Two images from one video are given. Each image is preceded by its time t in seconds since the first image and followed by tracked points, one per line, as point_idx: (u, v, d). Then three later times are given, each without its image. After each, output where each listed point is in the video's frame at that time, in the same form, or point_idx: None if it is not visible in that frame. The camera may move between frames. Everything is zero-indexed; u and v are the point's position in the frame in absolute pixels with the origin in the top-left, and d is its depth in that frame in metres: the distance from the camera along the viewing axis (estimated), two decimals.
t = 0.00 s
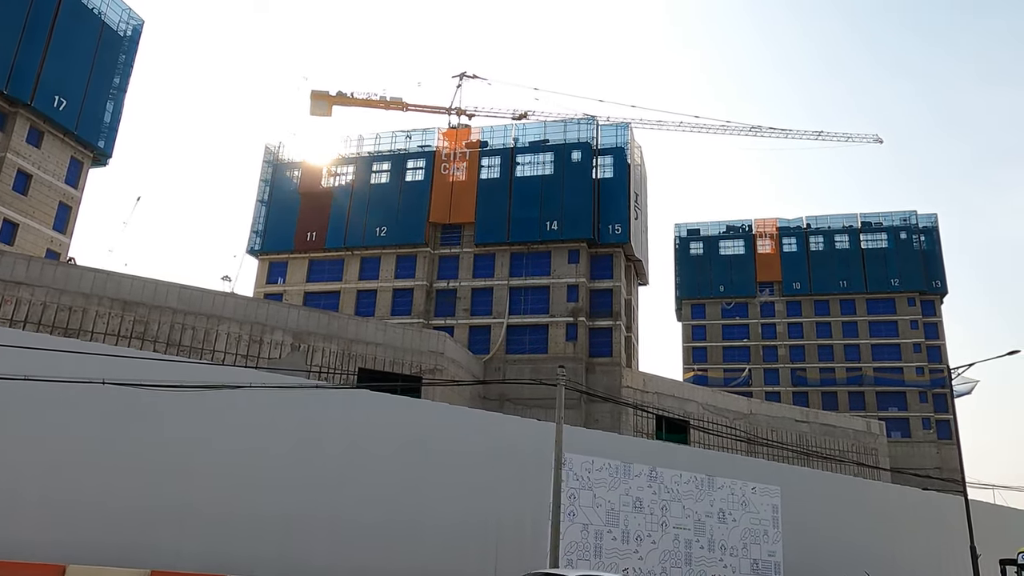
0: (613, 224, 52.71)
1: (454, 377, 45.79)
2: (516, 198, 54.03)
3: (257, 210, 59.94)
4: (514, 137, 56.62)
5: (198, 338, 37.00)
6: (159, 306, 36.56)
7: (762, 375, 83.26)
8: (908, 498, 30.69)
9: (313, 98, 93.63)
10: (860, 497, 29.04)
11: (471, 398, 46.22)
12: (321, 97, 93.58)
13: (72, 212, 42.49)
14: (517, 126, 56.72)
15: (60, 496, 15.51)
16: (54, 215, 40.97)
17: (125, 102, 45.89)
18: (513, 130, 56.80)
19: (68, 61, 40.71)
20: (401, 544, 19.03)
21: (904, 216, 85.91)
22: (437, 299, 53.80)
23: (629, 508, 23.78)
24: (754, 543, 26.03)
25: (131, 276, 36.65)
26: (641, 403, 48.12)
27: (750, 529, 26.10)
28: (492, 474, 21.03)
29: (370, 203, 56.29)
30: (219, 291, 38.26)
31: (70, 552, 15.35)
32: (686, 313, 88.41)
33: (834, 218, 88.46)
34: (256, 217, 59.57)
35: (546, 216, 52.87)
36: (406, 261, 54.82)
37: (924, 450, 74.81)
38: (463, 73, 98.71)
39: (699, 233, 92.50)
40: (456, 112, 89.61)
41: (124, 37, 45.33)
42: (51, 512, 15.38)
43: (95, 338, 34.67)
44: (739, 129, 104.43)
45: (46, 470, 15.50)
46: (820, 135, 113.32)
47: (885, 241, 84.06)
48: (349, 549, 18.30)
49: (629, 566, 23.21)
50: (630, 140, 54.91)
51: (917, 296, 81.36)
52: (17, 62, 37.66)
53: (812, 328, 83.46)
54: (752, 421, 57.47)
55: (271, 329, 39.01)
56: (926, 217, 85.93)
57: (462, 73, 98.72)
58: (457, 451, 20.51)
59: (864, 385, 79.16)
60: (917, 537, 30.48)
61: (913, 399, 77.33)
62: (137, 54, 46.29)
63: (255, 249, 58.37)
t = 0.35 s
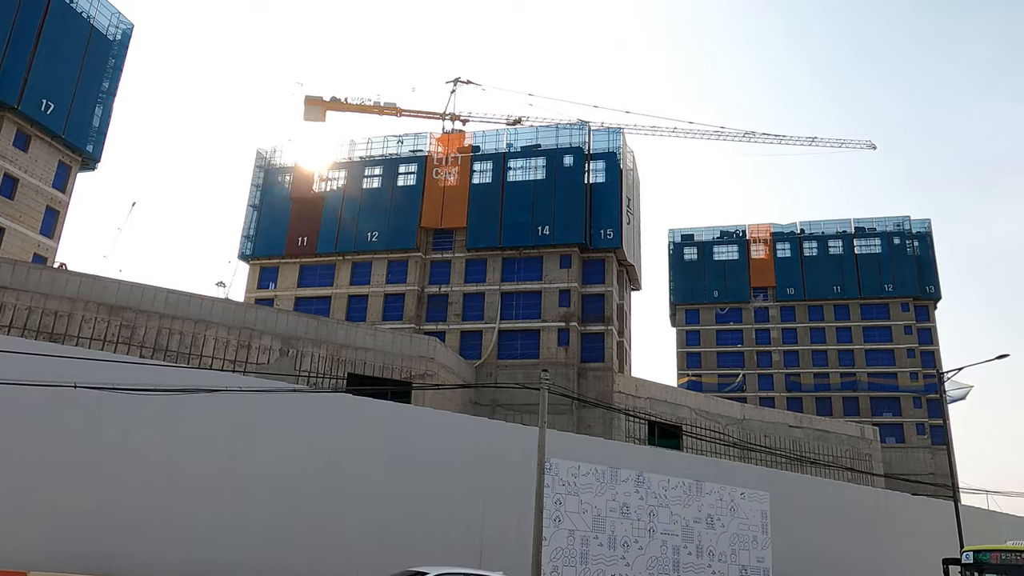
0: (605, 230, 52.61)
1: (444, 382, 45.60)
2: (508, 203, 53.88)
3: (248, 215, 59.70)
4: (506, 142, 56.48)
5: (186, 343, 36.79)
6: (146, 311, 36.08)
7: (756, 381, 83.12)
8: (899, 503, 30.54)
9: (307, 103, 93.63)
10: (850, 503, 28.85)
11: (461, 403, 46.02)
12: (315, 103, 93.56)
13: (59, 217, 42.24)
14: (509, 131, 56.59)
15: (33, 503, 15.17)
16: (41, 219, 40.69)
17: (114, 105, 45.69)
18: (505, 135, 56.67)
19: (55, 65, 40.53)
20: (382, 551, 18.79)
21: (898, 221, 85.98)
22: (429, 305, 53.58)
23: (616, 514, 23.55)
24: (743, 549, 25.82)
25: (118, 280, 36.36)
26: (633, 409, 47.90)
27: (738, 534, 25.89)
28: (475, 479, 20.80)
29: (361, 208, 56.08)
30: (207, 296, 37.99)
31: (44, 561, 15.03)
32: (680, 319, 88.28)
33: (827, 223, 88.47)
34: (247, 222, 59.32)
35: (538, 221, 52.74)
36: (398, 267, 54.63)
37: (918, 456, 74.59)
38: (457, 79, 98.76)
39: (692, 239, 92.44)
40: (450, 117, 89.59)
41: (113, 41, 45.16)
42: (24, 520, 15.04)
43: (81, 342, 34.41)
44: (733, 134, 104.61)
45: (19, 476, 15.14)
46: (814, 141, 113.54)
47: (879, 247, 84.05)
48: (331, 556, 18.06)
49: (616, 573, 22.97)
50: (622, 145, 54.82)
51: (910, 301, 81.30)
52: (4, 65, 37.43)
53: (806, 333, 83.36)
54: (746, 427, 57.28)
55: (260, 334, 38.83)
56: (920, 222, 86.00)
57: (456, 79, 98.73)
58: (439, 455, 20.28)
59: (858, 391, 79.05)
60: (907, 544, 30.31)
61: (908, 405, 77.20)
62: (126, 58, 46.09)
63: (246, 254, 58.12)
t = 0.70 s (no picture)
0: (598, 231, 52.45)
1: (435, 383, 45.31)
2: (500, 204, 53.70)
3: (240, 216, 59.44)
4: (499, 143, 56.31)
5: (174, 344, 36.49)
6: (134, 312, 35.82)
7: (750, 383, 82.95)
8: (890, 504, 30.32)
9: (302, 104, 93.46)
10: (840, 504, 28.65)
11: (452, 405, 45.74)
12: (309, 104, 93.38)
13: (47, 217, 41.98)
14: (502, 132, 56.43)
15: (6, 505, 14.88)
16: (29, 220, 40.44)
17: (103, 106, 45.48)
18: (498, 136, 56.51)
19: (44, 64, 40.32)
20: (362, 553, 18.51)
21: (892, 223, 85.91)
22: (421, 306, 53.33)
23: (603, 516, 23.30)
24: (732, 552, 25.57)
25: (105, 281, 36.08)
26: (625, 410, 47.63)
27: (727, 537, 25.65)
28: (457, 480, 20.54)
29: (354, 209, 55.84)
30: (195, 297, 37.70)
31: (16, 563, 14.75)
32: (674, 321, 88.16)
33: (822, 225, 88.40)
34: (239, 223, 59.09)
35: (531, 222, 52.54)
36: (390, 268, 54.38)
37: (913, 458, 74.30)
38: (452, 80, 98.75)
39: (687, 240, 92.36)
40: (445, 119, 89.43)
41: (104, 41, 44.98)
42: None
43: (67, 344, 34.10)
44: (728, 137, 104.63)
45: None
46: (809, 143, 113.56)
47: (874, 248, 83.97)
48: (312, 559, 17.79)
49: None
50: (615, 145, 54.67)
51: (905, 303, 81.14)
52: None
53: (801, 335, 83.20)
54: (739, 429, 57.08)
55: (249, 335, 38.50)
56: (915, 224, 85.94)
57: (451, 80, 98.69)
58: (421, 457, 20.04)
59: (853, 393, 78.87)
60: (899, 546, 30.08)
61: (903, 407, 76.98)
62: (116, 58, 45.90)
63: (238, 255, 57.85)
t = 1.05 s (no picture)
0: (597, 229, 52.27)
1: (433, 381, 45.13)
2: (500, 202, 53.55)
3: (240, 215, 59.42)
4: (498, 141, 56.17)
5: (170, 342, 36.42)
6: (130, 310, 35.84)
7: (753, 382, 82.64)
8: (888, 502, 30.12)
9: (303, 104, 93.43)
10: (838, 502, 28.47)
11: (451, 403, 45.54)
12: (310, 103, 93.36)
13: (45, 216, 41.95)
14: (501, 130, 56.29)
15: None
16: (26, 218, 40.41)
17: (101, 104, 45.49)
18: (497, 134, 56.37)
19: (41, 63, 40.33)
20: (352, 547, 18.42)
21: (895, 221, 85.54)
22: (421, 305, 53.17)
23: (596, 514, 23.11)
24: (728, 550, 25.35)
25: (101, 279, 36.01)
26: (625, 409, 47.42)
27: (723, 535, 25.44)
28: (445, 477, 20.41)
29: (352, 207, 55.73)
30: (192, 295, 37.66)
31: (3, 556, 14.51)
32: (676, 320, 87.95)
33: (824, 223, 88.08)
34: (239, 221, 59.04)
35: (530, 220, 52.38)
36: (389, 266, 54.28)
37: (916, 457, 73.89)
38: (452, 81, 98.84)
39: (688, 239, 92.16)
40: (445, 119, 89.37)
41: (102, 39, 44.98)
42: None
43: (63, 342, 34.11)
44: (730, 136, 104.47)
45: None
46: (812, 141, 113.17)
47: (876, 247, 83.58)
48: (302, 552, 17.67)
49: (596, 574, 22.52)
50: (614, 143, 54.47)
51: (908, 301, 80.75)
52: None
53: (803, 334, 82.84)
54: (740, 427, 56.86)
55: (245, 333, 38.41)
56: (918, 222, 85.49)
57: (451, 80, 98.77)
58: (410, 453, 19.93)
59: (856, 391, 78.50)
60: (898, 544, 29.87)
61: (906, 405, 76.53)
62: (114, 57, 45.91)
63: (237, 254, 57.80)
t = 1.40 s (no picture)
0: (602, 228, 52.00)
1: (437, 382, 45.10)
2: (504, 201, 53.37)
3: (246, 217, 59.53)
4: (503, 141, 56.01)
5: (174, 344, 36.44)
6: (134, 312, 35.89)
7: (762, 382, 82.04)
8: (895, 502, 29.73)
9: (310, 105, 93.53)
10: (844, 502, 28.12)
11: (456, 403, 45.47)
12: (317, 104, 93.45)
13: (50, 218, 42.13)
14: (505, 130, 56.13)
15: None
16: (31, 221, 40.57)
17: (106, 107, 45.68)
18: (501, 134, 56.21)
19: (45, 66, 40.51)
20: (339, 545, 18.96)
21: (905, 219, 84.76)
22: (425, 305, 53.11)
23: (597, 514, 22.87)
24: (731, 551, 25.04)
25: (105, 281, 36.14)
26: (630, 409, 47.12)
27: (726, 535, 25.15)
28: (433, 476, 20.84)
29: (357, 208, 55.70)
30: (195, 296, 37.72)
31: None
32: (684, 320, 87.51)
33: (834, 222, 87.41)
34: (244, 223, 59.15)
35: (534, 220, 52.19)
36: (393, 267, 54.28)
37: (928, 457, 73.14)
38: (459, 81, 98.70)
39: (697, 238, 91.68)
40: (453, 119, 89.19)
41: (106, 42, 45.15)
42: None
43: (67, 344, 34.13)
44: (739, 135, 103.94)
45: None
46: (821, 139, 112.41)
47: (886, 245, 82.85)
48: (289, 550, 18.30)
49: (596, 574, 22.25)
50: (619, 142, 54.20)
51: (919, 300, 80.03)
52: None
53: (812, 334, 82.21)
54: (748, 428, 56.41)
55: (249, 334, 38.44)
56: (928, 220, 84.73)
57: (458, 81, 98.65)
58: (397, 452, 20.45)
59: (867, 391, 77.81)
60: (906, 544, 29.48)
61: (917, 405, 75.93)
62: (119, 60, 46.08)
63: (243, 256, 57.91)
